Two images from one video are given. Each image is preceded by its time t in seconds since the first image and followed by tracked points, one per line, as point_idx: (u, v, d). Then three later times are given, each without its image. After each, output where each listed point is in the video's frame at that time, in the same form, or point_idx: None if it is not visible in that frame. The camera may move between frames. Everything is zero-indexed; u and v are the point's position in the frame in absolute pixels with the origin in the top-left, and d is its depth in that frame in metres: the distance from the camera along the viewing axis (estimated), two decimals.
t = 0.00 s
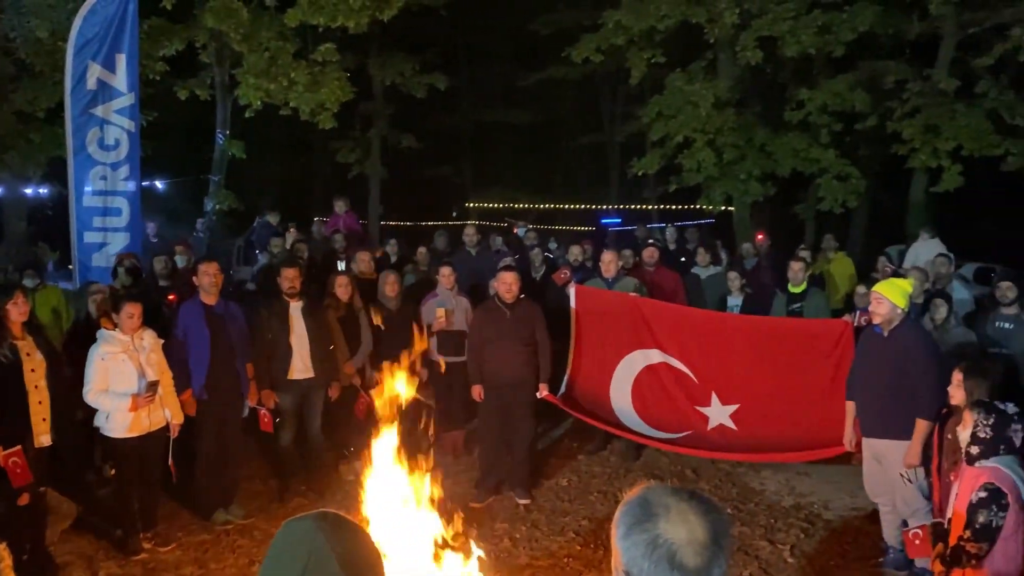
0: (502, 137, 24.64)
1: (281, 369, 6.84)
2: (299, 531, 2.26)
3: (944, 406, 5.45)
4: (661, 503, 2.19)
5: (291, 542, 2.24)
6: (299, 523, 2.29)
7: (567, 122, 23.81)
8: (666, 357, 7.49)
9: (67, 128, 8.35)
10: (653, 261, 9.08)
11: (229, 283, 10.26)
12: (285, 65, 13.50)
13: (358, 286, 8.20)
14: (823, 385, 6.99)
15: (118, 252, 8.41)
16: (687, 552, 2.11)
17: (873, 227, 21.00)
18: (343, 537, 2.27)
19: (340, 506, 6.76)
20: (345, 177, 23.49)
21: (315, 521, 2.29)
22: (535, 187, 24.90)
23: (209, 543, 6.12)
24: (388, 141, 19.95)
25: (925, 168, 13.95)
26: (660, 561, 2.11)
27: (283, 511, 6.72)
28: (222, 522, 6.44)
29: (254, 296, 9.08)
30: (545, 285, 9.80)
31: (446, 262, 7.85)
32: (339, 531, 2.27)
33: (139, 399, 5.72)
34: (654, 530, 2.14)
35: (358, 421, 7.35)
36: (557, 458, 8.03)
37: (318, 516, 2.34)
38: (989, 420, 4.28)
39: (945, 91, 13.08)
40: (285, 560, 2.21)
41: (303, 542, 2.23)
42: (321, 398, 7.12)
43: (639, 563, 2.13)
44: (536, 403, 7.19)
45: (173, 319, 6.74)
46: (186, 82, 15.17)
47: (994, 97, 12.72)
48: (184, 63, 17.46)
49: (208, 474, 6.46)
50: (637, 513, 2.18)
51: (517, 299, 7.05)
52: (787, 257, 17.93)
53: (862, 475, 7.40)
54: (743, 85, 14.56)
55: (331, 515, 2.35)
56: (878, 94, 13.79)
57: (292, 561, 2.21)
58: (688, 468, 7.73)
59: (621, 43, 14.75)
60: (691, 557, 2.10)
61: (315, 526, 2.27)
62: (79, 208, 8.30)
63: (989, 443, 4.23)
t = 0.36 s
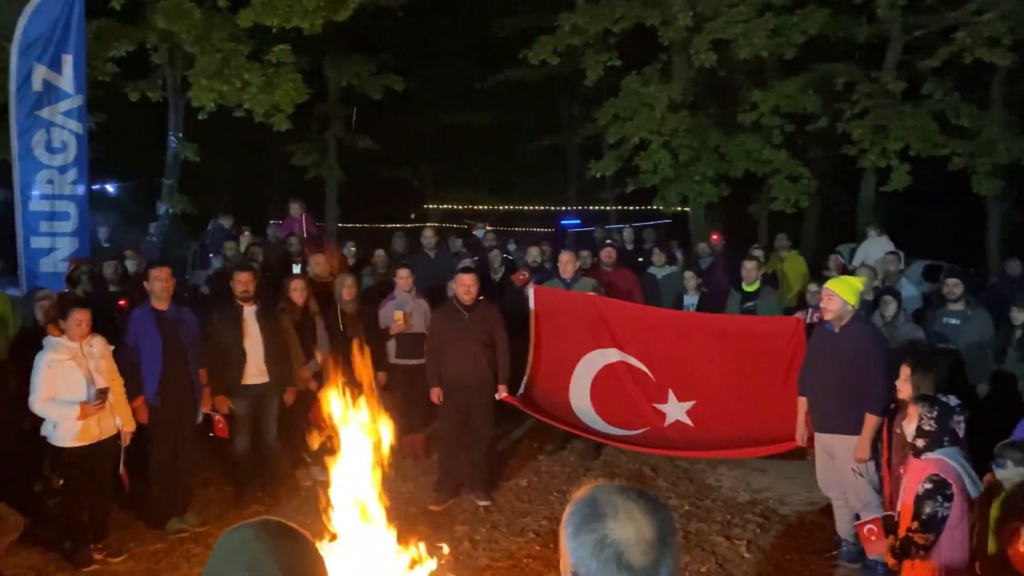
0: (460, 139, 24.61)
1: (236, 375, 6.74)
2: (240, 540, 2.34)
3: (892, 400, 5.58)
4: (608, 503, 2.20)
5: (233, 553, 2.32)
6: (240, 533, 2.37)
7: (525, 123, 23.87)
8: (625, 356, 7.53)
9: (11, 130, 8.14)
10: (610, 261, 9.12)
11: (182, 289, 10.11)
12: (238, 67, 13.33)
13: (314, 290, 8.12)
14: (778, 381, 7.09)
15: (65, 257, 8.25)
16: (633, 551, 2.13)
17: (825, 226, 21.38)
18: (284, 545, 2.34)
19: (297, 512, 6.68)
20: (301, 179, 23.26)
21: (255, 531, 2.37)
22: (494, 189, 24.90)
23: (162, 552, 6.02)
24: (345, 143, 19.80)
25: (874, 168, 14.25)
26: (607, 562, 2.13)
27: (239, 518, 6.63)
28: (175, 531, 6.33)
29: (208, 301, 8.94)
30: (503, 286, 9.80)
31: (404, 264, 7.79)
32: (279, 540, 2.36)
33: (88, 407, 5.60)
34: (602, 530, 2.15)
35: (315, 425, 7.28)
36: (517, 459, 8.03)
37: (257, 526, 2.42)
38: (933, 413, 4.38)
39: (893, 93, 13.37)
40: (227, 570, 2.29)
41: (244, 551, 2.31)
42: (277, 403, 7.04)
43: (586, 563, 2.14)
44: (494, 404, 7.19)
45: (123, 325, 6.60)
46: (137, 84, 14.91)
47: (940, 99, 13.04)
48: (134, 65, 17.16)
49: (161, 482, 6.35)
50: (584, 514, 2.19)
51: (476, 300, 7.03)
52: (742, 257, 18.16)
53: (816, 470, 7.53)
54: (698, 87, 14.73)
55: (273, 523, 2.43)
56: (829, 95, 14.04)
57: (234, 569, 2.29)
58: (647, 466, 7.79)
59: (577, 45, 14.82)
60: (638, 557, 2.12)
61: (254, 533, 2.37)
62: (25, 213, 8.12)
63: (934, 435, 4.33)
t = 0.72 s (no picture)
0: (419, 140, 24.53)
1: (191, 380, 6.64)
2: (185, 548, 2.38)
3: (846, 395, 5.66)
4: (558, 503, 2.21)
5: (178, 561, 2.36)
6: (184, 542, 2.41)
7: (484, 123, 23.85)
8: (585, 354, 7.57)
9: None
10: (570, 260, 9.12)
11: (136, 293, 9.93)
12: (192, 66, 13.13)
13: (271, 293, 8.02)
14: (736, 377, 7.17)
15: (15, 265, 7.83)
16: (584, 550, 2.14)
17: (781, 224, 21.67)
18: (230, 549, 2.39)
19: (256, 518, 6.59)
20: (258, 180, 22.97)
21: (199, 538, 2.41)
22: (454, 189, 24.84)
23: (117, 561, 5.89)
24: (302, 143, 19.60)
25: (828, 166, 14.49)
26: (558, 561, 2.13)
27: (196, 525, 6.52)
28: (131, 539, 6.20)
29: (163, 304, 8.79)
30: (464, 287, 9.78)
31: (363, 266, 7.76)
32: (225, 548, 2.39)
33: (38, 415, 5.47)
34: (552, 530, 2.16)
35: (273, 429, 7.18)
36: (479, 460, 8.02)
37: (203, 533, 2.45)
38: (884, 406, 4.47)
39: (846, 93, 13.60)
40: None
41: (189, 558, 2.35)
42: (234, 408, 6.94)
43: (537, 563, 2.15)
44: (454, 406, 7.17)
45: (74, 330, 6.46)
46: (88, 84, 14.61)
47: (891, 98, 13.29)
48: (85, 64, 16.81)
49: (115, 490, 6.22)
50: (534, 514, 2.20)
51: (435, 301, 7.01)
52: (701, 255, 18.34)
53: (774, 464, 7.63)
54: (655, 86, 14.84)
55: (219, 530, 2.47)
56: (784, 95, 14.24)
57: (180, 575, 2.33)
58: (607, 463, 7.84)
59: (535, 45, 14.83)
60: (588, 555, 2.13)
61: (199, 542, 2.39)
62: None
63: (885, 429, 4.42)
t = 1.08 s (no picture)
0: (378, 141, 24.41)
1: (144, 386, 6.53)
2: (126, 558, 2.35)
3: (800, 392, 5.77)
4: (507, 505, 2.22)
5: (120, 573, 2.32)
6: (125, 553, 2.37)
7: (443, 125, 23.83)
8: (545, 355, 7.59)
9: None
10: (530, 261, 9.16)
11: (88, 297, 9.74)
12: (144, 68, 12.92)
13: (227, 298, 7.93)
14: (693, 375, 7.24)
15: None
16: (533, 551, 2.15)
17: (737, 224, 21.95)
18: (173, 559, 2.35)
19: (213, 525, 6.49)
20: (214, 183, 22.65)
21: (140, 549, 2.37)
22: (413, 191, 24.75)
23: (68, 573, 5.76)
24: (258, 145, 19.35)
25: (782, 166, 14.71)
26: (507, 563, 2.14)
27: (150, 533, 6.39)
28: (83, 550, 6.07)
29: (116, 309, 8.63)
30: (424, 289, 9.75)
31: (319, 269, 7.71)
32: (168, 558, 2.36)
33: None
34: (501, 531, 2.16)
35: (231, 435, 7.09)
36: (440, 462, 8.01)
37: (146, 542, 2.42)
38: (837, 401, 4.59)
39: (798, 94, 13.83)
40: None
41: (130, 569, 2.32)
42: (189, 414, 6.84)
43: (486, 566, 2.16)
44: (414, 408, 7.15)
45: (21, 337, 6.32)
46: (35, 86, 14.27)
47: (842, 99, 13.55)
48: (32, 65, 16.41)
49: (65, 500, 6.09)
50: (483, 516, 2.20)
51: (393, 304, 6.99)
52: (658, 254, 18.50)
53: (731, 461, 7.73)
54: (612, 88, 14.92)
55: (162, 540, 2.44)
56: (738, 95, 14.42)
57: None
58: (568, 463, 7.87)
59: (492, 46, 14.81)
60: (537, 556, 2.14)
61: (140, 551, 2.37)
62: None
63: (839, 422, 4.53)
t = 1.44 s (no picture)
0: (337, 143, 24.23)
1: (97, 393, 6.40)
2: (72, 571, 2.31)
3: (758, 390, 5.82)
4: (459, 508, 2.20)
5: None
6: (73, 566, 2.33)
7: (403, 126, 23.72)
8: (507, 357, 7.59)
9: None
10: (490, 263, 9.15)
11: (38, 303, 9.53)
12: (96, 68, 12.70)
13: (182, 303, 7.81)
14: (654, 375, 7.28)
15: None
16: (484, 554, 2.12)
17: (696, 224, 22.16)
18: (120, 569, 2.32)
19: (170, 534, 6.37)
20: (170, 186, 22.29)
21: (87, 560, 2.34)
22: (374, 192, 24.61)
23: None
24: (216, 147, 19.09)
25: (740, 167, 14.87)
26: (458, 567, 2.12)
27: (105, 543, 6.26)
28: (36, 562, 5.93)
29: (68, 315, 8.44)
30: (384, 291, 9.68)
31: (277, 272, 7.62)
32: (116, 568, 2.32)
33: None
34: (452, 535, 2.14)
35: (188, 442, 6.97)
36: (401, 466, 7.95)
37: (91, 553, 2.38)
38: (795, 399, 4.60)
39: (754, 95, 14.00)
40: None
41: None
42: (145, 421, 6.72)
43: (437, 570, 2.14)
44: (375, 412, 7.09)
45: None
46: None
47: (797, 100, 13.76)
48: None
49: (15, 512, 5.94)
50: (434, 521, 2.18)
51: (352, 307, 6.94)
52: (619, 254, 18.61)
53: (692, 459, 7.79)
54: (571, 89, 14.96)
55: (109, 550, 2.40)
56: (696, 97, 14.55)
57: None
58: (531, 465, 7.86)
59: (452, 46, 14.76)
60: (488, 559, 2.12)
61: (85, 563, 2.34)
62: None
63: (797, 420, 4.54)
